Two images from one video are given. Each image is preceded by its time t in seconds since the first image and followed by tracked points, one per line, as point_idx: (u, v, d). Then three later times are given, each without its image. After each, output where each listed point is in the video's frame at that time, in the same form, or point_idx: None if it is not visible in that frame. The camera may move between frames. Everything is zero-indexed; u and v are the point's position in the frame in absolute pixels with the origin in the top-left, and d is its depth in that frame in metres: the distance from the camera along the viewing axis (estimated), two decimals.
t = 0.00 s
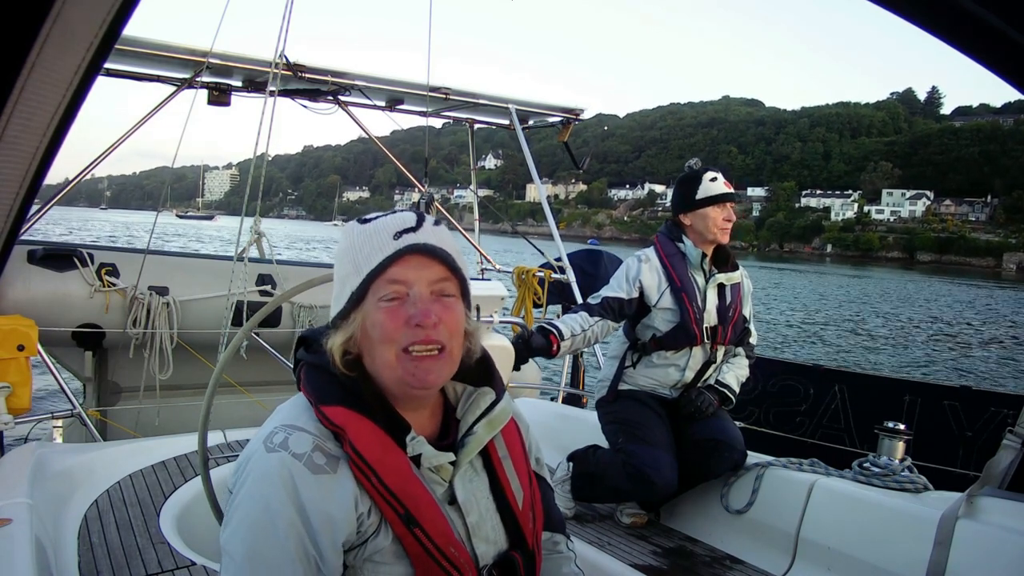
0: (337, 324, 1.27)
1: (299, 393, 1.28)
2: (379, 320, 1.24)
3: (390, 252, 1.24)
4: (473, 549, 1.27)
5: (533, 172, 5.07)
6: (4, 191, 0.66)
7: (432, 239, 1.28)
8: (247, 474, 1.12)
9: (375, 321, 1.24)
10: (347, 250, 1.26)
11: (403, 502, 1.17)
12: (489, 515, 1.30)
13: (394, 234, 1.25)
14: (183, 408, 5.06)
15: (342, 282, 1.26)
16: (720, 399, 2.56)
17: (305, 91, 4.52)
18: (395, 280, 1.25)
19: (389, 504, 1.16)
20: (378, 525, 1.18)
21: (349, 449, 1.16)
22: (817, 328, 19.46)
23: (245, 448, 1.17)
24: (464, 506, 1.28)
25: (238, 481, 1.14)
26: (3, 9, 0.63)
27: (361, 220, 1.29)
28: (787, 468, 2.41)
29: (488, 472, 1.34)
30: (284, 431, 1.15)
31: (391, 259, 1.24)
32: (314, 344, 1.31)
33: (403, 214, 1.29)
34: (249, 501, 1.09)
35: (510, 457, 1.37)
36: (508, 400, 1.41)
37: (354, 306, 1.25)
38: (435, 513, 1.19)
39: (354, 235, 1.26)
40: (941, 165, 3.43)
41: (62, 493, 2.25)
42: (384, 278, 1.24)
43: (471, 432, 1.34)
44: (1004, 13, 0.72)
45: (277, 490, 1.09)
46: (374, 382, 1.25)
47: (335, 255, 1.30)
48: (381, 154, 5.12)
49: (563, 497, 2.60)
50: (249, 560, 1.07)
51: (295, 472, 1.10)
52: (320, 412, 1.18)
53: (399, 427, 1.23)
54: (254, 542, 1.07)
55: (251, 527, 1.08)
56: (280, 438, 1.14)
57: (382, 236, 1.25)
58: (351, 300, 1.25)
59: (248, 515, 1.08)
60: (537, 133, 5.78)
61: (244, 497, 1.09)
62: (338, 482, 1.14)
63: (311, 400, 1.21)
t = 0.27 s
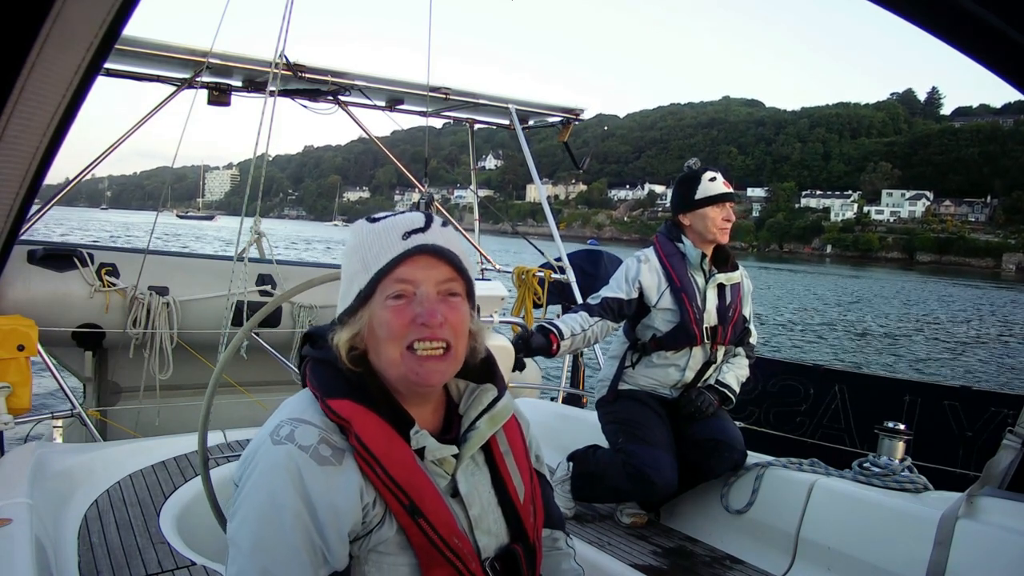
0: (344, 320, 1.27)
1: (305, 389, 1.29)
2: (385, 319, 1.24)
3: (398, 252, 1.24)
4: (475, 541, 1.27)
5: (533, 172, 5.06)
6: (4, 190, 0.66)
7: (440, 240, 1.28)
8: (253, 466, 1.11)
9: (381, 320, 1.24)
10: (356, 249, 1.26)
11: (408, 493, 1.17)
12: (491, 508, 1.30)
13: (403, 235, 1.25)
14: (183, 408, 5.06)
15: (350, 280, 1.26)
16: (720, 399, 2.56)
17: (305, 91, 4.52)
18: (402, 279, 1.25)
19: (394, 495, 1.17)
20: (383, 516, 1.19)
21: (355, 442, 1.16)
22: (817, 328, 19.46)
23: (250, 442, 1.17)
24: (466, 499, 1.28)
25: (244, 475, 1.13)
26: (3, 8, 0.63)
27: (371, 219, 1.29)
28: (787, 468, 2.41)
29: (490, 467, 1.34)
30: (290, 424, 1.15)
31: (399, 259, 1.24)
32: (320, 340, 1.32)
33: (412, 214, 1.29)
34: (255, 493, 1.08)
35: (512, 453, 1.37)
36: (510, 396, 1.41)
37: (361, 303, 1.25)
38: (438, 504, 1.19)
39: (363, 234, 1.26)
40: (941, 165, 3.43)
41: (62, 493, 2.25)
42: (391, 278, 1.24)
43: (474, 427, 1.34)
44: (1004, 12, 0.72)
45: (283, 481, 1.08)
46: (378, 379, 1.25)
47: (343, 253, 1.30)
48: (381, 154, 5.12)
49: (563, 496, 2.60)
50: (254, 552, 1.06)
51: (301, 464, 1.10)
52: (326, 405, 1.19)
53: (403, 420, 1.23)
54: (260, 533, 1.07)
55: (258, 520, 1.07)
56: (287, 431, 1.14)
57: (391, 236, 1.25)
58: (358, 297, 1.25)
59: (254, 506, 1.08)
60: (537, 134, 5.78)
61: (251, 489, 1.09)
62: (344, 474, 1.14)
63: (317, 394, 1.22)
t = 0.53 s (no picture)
0: (352, 319, 1.27)
1: (309, 386, 1.28)
2: (395, 322, 1.24)
3: (413, 256, 1.24)
4: (477, 535, 1.27)
5: (533, 173, 5.06)
6: (4, 190, 0.66)
7: (453, 247, 1.28)
8: (259, 461, 1.12)
9: (391, 322, 1.24)
10: (369, 250, 1.26)
11: (412, 486, 1.17)
12: (492, 502, 1.31)
13: (418, 239, 1.25)
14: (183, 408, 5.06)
15: (362, 280, 1.26)
16: (720, 399, 2.56)
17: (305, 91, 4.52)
18: (415, 284, 1.25)
19: (398, 488, 1.17)
20: (386, 509, 1.19)
21: (359, 436, 1.16)
22: (817, 328, 19.47)
23: (255, 438, 1.17)
24: (469, 493, 1.28)
25: (249, 470, 1.13)
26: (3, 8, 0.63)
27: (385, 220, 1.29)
28: (786, 468, 2.41)
29: (492, 463, 1.34)
30: (296, 419, 1.15)
31: (413, 264, 1.24)
32: (325, 338, 1.32)
33: (426, 218, 1.28)
34: (261, 487, 1.09)
35: (512, 449, 1.38)
36: (510, 395, 1.41)
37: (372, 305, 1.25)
38: (442, 497, 1.20)
39: (377, 236, 1.26)
40: (941, 165, 3.43)
41: (62, 493, 2.25)
42: (404, 281, 1.24)
43: (474, 423, 1.34)
44: (1003, 13, 0.72)
45: (290, 475, 1.09)
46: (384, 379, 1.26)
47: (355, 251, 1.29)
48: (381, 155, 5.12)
49: (563, 496, 2.60)
50: (261, 545, 1.07)
51: (307, 458, 1.11)
52: (330, 400, 1.19)
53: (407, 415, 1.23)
54: (266, 527, 1.07)
55: (264, 514, 1.07)
56: (292, 426, 1.14)
57: (406, 240, 1.24)
58: (369, 298, 1.25)
59: (260, 500, 1.08)
60: (537, 135, 5.78)
61: (257, 484, 1.09)
62: (349, 468, 1.14)
63: (322, 391, 1.22)
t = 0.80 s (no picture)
0: (362, 317, 1.27)
1: (312, 383, 1.29)
2: (409, 320, 1.24)
3: (427, 256, 1.23)
4: (479, 531, 1.27)
5: (533, 174, 5.06)
6: (4, 190, 0.66)
7: (463, 247, 1.28)
8: (264, 457, 1.12)
9: (404, 321, 1.24)
10: (380, 248, 1.25)
11: (415, 481, 1.18)
12: (494, 500, 1.30)
13: (431, 240, 1.24)
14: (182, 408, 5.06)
15: (373, 279, 1.25)
16: (720, 399, 2.56)
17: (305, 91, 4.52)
18: (428, 283, 1.25)
19: (402, 483, 1.17)
20: (390, 505, 1.19)
21: (364, 431, 1.16)
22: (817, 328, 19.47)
23: (260, 435, 1.17)
24: (471, 489, 1.28)
25: (254, 466, 1.14)
26: (4, 9, 0.63)
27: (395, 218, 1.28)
28: (787, 468, 2.41)
29: (493, 461, 1.34)
30: (300, 415, 1.16)
31: (428, 265, 1.23)
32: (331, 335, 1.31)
33: (436, 218, 1.28)
34: (266, 482, 1.09)
35: (514, 447, 1.38)
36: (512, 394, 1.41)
37: (384, 303, 1.24)
38: (446, 493, 1.20)
39: (389, 235, 1.25)
40: (940, 165, 3.43)
41: (62, 493, 2.25)
42: (417, 280, 1.24)
43: (476, 422, 1.34)
44: (1002, 13, 0.72)
45: (295, 471, 1.09)
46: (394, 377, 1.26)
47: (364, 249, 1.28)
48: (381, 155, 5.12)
49: (563, 496, 2.60)
50: (266, 540, 1.07)
51: (312, 454, 1.11)
52: (335, 396, 1.19)
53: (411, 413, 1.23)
54: (271, 522, 1.07)
55: (269, 509, 1.07)
56: (297, 422, 1.14)
57: (420, 239, 1.24)
58: (380, 297, 1.24)
59: (265, 495, 1.08)
60: (537, 136, 5.77)
61: (262, 479, 1.09)
62: (353, 464, 1.14)
63: (328, 388, 1.22)
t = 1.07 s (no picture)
0: (360, 318, 1.27)
1: (313, 383, 1.29)
2: (406, 322, 1.24)
3: (423, 257, 1.23)
4: (479, 531, 1.27)
5: (533, 175, 5.06)
6: (4, 191, 0.66)
7: (461, 247, 1.27)
8: (265, 457, 1.12)
9: (401, 322, 1.24)
10: (377, 249, 1.25)
11: (416, 481, 1.18)
12: (494, 500, 1.30)
13: (427, 241, 1.24)
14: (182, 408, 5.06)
15: (369, 280, 1.25)
16: (721, 399, 2.56)
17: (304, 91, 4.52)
18: (424, 284, 1.25)
19: (403, 483, 1.17)
20: (391, 504, 1.19)
21: (364, 431, 1.16)
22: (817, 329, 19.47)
23: (261, 435, 1.17)
24: (471, 489, 1.28)
25: (255, 466, 1.14)
26: (4, 10, 0.63)
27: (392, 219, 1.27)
28: (787, 468, 2.41)
29: (494, 460, 1.34)
30: (301, 415, 1.16)
31: (424, 266, 1.23)
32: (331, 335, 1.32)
33: (433, 218, 1.27)
34: (267, 482, 1.09)
35: (514, 447, 1.38)
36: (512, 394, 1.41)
37: (381, 305, 1.24)
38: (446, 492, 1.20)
39: (386, 236, 1.25)
40: (940, 165, 3.43)
41: (62, 493, 2.26)
42: (413, 282, 1.24)
43: (476, 422, 1.34)
44: (1003, 14, 0.72)
45: (296, 470, 1.09)
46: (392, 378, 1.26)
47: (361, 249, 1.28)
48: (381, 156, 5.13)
49: (563, 496, 2.60)
50: (268, 540, 1.07)
51: (313, 454, 1.11)
52: (336, 396, 1.19)
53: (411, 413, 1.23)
54: (273, 522, 1.07)
55: (270, 509, 1.07)
56: (298, 422, 1.15)
57: (416, 241, 1.24)
58: (377, 299, 1.24)
59: (266, 495, 1.08)
60: (537, 136, 5.77)
61: (263, 479, 1.09)
62: (355, 464, 1.14)
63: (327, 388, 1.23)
